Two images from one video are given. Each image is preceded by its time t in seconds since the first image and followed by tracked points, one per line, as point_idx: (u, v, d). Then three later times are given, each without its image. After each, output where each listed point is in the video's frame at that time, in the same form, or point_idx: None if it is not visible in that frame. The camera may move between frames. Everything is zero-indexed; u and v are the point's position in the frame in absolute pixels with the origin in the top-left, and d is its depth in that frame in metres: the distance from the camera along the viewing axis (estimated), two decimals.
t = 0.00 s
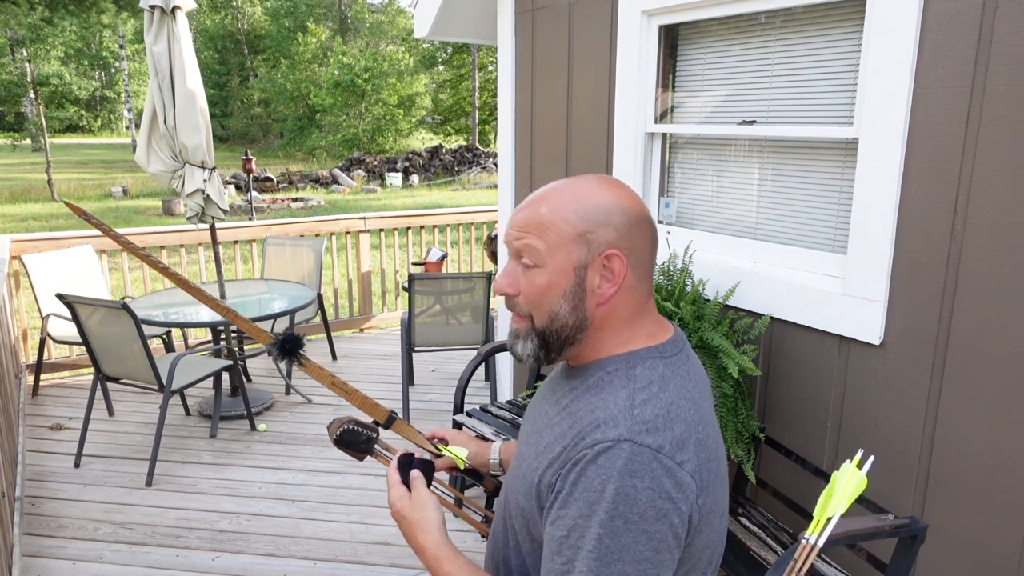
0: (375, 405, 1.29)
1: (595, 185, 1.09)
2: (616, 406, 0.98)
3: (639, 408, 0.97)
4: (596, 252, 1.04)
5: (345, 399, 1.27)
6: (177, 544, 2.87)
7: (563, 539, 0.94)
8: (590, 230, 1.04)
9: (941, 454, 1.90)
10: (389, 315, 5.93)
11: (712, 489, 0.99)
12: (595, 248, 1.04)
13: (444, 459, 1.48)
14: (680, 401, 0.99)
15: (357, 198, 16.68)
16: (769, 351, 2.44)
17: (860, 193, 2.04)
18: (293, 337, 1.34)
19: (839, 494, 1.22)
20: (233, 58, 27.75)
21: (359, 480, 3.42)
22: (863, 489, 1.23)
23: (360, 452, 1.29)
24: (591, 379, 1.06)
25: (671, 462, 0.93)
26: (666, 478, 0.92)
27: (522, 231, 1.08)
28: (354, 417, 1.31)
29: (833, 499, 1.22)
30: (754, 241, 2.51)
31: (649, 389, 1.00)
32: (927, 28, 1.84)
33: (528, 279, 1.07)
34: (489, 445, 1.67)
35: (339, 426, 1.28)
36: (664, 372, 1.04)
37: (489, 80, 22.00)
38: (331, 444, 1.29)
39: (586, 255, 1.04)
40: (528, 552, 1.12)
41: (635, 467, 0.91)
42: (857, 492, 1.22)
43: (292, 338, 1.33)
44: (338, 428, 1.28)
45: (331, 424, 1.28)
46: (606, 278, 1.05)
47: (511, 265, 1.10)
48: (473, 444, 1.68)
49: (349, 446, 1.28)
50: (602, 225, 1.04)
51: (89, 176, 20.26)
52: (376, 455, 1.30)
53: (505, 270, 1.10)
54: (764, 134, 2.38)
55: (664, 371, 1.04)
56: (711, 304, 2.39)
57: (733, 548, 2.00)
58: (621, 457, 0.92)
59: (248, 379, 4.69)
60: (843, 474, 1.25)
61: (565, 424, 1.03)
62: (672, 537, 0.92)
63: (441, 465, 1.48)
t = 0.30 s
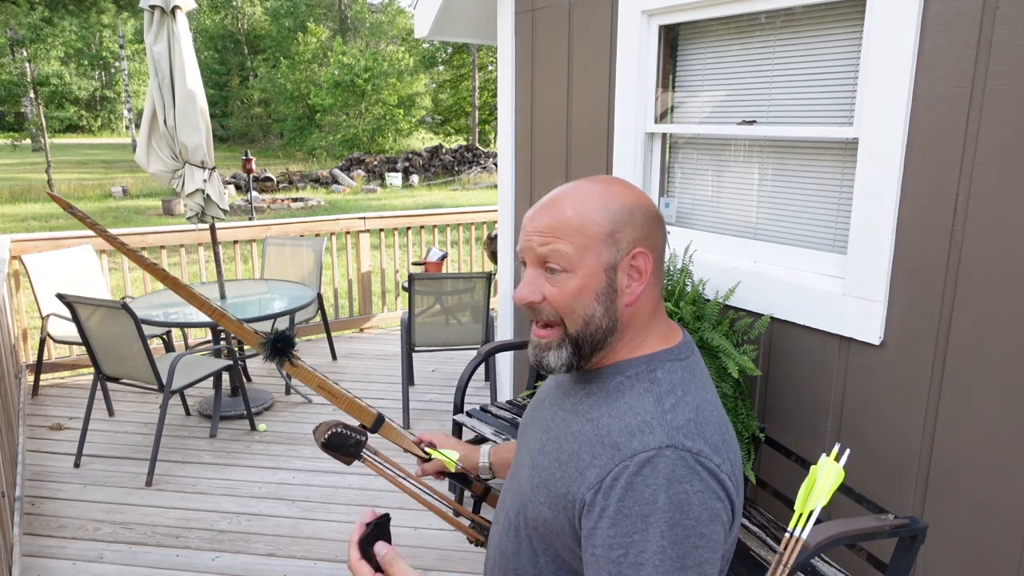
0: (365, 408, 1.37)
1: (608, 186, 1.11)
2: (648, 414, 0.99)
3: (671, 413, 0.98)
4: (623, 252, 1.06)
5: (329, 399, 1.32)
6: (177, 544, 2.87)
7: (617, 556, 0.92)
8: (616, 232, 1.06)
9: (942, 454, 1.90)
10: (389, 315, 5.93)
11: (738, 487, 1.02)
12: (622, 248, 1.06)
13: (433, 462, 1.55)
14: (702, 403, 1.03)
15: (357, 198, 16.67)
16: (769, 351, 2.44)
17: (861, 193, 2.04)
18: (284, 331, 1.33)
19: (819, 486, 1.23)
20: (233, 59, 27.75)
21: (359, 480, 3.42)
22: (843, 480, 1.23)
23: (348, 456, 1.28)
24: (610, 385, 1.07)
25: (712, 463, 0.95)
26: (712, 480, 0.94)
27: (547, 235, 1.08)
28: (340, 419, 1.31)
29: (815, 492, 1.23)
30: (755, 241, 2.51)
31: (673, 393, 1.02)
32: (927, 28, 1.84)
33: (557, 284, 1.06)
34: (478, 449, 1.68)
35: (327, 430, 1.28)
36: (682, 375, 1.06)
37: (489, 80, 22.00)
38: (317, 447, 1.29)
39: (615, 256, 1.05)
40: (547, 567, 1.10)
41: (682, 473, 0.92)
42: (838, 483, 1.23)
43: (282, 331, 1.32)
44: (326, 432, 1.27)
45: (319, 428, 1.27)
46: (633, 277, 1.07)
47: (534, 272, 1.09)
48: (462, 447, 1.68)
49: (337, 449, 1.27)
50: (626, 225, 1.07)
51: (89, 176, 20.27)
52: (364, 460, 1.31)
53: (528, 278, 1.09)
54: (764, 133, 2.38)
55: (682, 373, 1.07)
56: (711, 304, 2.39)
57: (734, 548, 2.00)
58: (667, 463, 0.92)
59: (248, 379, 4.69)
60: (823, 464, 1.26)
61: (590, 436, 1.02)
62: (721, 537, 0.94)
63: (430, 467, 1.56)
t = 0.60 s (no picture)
0: (354, 412, 1.40)
1: (616, 186, 1.11)
2: (662, 416, 0.99)
3: (685, 415, 0.98)
4: (633, 253, 1.06)
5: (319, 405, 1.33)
6: (177, 544, 2.87)
7: (636, 559, 0.92)
8: (626, 232, 1.06)
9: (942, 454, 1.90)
10: (389, 315, 5.92)
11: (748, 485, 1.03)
12: (632, 248, 1.06)
13: (425, 465, 1.54)
14: (713, 403, 1.03)
15: (357, 198, 16.67)
16: (769, 351, 2.44)
17: (860, 193, 2.04)
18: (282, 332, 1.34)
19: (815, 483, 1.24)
20: (233, 59, 27.75)
21: (359, 480, 3.42)
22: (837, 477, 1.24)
23: (341, 461, 1.28)
24: (620, 386, 1.07)
25: (728, 464, 0.95)
26: (727, 481, 0.94)
27: (555, 237, 1.08)
28: (333, 424, 1.30)
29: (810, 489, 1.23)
30: (755, 241, 2.51)
31: (685, 394, 1.02)
32: (926, 29, 1.84)
33: (567, 286, 1.06)
34: (472, 450, 1.68)
35: (318, 436, 1.27)
36: (692, 376, 1.07)
37: (489, 80, 21.99)
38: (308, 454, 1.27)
39: (626, 256, 1.05)
40: (558, 569, 1.10)
41: (699, 475, 0.92)
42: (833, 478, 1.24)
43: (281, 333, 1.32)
44: (317, 437, 1.27)
45: (308, 434, 1.27)
46: (643, 278, 1.07)
47: (543, 275, 1.09)
48: (456, 448, 1.68)
49: (330, 455, 1.27)
50: (636, 225, 1.07)
51: (89, 176, 20.27)
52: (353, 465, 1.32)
53: (537, 281, 1.09)
54: (764, 134, 2.38)
55: (692, 374, 1.07)
56: (711, 304, 2.39)
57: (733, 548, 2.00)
58: (684, 465, 0.93)
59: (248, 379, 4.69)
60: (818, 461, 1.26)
61: (604, 438, 1.02)
62: (736, 537, 0.94)
63: (422, 471, 1.55)
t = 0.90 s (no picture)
0: (359, 411, 1.41)
1: (619, 186, 1.11)
2: (661, 416, 0.99)
3: (685, 415, 0.98)
4: (635, 253, 1.06)
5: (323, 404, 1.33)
6: (177, 544, 2.87)
7: (634, 559, 0.92)
8: (627, 232, 1.06)
9: (942, 454, 1.90)
10: (389, 315, 5.92)
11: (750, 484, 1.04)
12: (634, 250, 1.06)
13: (428, 464, 1.54)
14: (714, 403, 1.03)
15: (357, 198, 16.67)
16: (769, 351, 2.44)
17: (860, 193, 2.04)
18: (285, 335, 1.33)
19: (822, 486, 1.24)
20: (233, 59, 27.76)
21: (359, 480, 3.42)
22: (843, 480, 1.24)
23: (346, 461, 1.27)
24: (620, 386, 1.07)
25: (727, 465, 0.95)
26: (726, 481, 0.94)
27: (557, 237, 1.08)
28: (336, 424, 1.29)
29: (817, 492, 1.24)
30: (755, 242, 2.51)
31: (685, 394, 1.02)
32: (926, 28, 1.84)
33: (567, 285, 1.06)
34: (475, 450, 1.68)
35: (324, 435, 1.25)
36: (693, 376, 1.07)
37: (489, 80, 22.00)
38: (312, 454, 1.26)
39: (627, 257, 1.05)
40: (559, 570, 1.10)
41: (698, 475, 0.92)
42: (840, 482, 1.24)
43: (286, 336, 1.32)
44: (322, 436, 1.25)
45: (313, 434, 1.25)
46: (644, 279, 1.07)
47: (544, 275, 1.09)
48: (459, 448, 1.68)
49: (336, 454, 1.26)
50: (638, 226, 1.06)
51: (89, 176, 20.28)
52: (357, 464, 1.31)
53: (538, 280, 1.10)
54: (764, 133, 2.38)
55: (693, 374, 1.07)
56: (711, 304, 2.39)
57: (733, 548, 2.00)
58: (683, 466, 0.92)
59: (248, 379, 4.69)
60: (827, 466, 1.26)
61: (604, 438, 1.02)
62: (736, 538, 0.94)
63: (425, 470, 1.54)
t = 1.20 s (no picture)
0: (363, 407, 1.39)
1: (620, 186, 1.10)
2: (660, 416, 0.99)
3: (683, 416, 0.98)
4: (635, 254, 1.06)
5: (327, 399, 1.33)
6: (177, 544, 2.87)
7: (628, 558, 0.92)
8: (627, 233, 1.06)
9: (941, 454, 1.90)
10: (389, 315, 5.92)
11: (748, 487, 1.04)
12: (633, 251, 1.06)
13: (431, 461, 1.54)
14: (714, 405, 1.03)
15: (356, 198, 16.67)
16: (769, 351, 2.44)
17: (861, 193, 2.05)
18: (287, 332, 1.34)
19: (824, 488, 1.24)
20: (234, 59, 27.77)
21: (359, 480, 3.42)
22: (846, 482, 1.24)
23: (347, 456, 1.28)
24: (620, 386, 1.07)
25: (725, 466, 0.95)
26: (723, 483, 0.94)
27: (557, 238, 1.08)
28: (340, 419, 1.30)
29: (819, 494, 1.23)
30: (755, 242, 2.51)
31: (685, 395, 1.02)
32: (926, 27, 1.84)
33: (566, 286, 1.07)
34: (477, 448, 1.68)
35: (325, 430, 1.27)
36: (692, 377, 1.07)
37: (489, 80, 22.00)
38: (315, 447, 1.28)
39: (627, 258, 1.05)
40: (557, 569, 1.10)
41: (695, 476, 0.92)
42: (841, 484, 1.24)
43: (288, 331, 1.32)
44: (325, 431, 1.27)
45: (315, 428, 1.27)
46: (644, 280, 1.07)
47: (544, 274, 1.10)
48: (460, 445, 1.68)
49: (337, 449, 1.28)
50: (638, 227, 1.06)
51: (89, 176, 20.28)
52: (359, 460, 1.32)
53: (538, 280, 1.10)
54: (764, 133, 2.38)
55: (692, 375, 1.07)
56: (711, 304, 2.39)
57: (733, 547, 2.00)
58: (680, 466, 0.93)
59: (248, 379, 4.69)
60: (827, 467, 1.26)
61: (602, 437, 1.02)
62: (731, 541, 0.94)
63: (427, 467, 1.54)
